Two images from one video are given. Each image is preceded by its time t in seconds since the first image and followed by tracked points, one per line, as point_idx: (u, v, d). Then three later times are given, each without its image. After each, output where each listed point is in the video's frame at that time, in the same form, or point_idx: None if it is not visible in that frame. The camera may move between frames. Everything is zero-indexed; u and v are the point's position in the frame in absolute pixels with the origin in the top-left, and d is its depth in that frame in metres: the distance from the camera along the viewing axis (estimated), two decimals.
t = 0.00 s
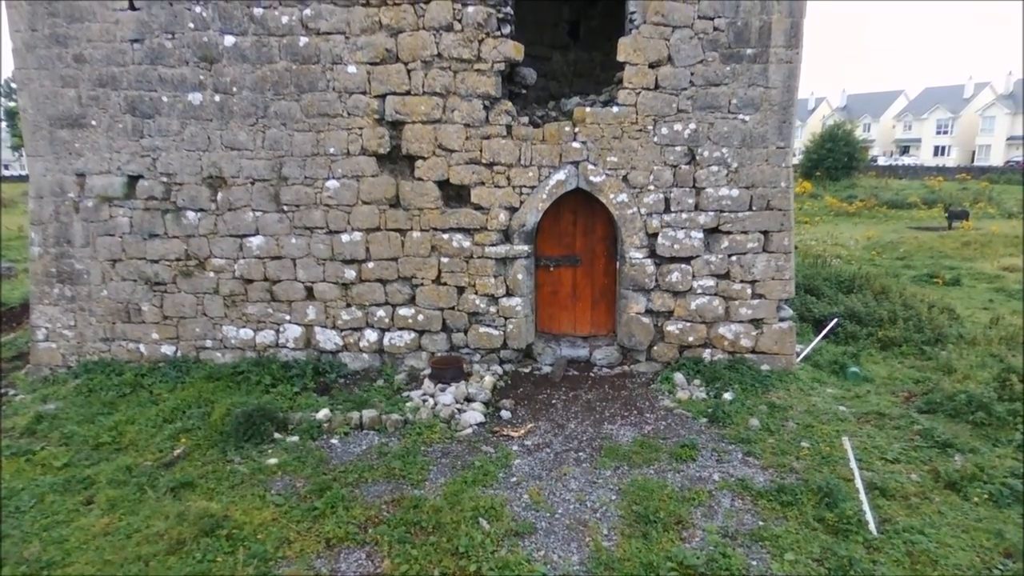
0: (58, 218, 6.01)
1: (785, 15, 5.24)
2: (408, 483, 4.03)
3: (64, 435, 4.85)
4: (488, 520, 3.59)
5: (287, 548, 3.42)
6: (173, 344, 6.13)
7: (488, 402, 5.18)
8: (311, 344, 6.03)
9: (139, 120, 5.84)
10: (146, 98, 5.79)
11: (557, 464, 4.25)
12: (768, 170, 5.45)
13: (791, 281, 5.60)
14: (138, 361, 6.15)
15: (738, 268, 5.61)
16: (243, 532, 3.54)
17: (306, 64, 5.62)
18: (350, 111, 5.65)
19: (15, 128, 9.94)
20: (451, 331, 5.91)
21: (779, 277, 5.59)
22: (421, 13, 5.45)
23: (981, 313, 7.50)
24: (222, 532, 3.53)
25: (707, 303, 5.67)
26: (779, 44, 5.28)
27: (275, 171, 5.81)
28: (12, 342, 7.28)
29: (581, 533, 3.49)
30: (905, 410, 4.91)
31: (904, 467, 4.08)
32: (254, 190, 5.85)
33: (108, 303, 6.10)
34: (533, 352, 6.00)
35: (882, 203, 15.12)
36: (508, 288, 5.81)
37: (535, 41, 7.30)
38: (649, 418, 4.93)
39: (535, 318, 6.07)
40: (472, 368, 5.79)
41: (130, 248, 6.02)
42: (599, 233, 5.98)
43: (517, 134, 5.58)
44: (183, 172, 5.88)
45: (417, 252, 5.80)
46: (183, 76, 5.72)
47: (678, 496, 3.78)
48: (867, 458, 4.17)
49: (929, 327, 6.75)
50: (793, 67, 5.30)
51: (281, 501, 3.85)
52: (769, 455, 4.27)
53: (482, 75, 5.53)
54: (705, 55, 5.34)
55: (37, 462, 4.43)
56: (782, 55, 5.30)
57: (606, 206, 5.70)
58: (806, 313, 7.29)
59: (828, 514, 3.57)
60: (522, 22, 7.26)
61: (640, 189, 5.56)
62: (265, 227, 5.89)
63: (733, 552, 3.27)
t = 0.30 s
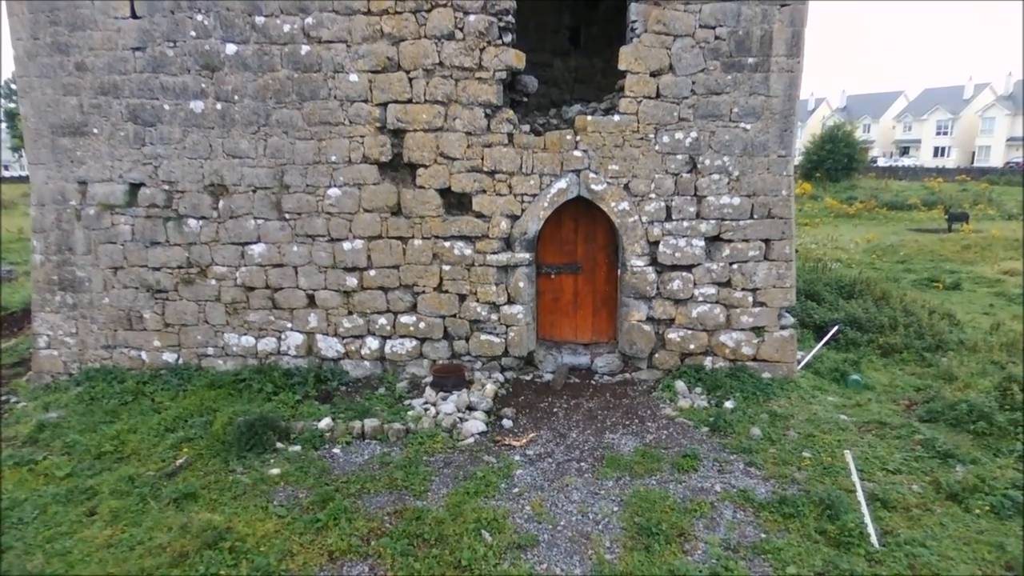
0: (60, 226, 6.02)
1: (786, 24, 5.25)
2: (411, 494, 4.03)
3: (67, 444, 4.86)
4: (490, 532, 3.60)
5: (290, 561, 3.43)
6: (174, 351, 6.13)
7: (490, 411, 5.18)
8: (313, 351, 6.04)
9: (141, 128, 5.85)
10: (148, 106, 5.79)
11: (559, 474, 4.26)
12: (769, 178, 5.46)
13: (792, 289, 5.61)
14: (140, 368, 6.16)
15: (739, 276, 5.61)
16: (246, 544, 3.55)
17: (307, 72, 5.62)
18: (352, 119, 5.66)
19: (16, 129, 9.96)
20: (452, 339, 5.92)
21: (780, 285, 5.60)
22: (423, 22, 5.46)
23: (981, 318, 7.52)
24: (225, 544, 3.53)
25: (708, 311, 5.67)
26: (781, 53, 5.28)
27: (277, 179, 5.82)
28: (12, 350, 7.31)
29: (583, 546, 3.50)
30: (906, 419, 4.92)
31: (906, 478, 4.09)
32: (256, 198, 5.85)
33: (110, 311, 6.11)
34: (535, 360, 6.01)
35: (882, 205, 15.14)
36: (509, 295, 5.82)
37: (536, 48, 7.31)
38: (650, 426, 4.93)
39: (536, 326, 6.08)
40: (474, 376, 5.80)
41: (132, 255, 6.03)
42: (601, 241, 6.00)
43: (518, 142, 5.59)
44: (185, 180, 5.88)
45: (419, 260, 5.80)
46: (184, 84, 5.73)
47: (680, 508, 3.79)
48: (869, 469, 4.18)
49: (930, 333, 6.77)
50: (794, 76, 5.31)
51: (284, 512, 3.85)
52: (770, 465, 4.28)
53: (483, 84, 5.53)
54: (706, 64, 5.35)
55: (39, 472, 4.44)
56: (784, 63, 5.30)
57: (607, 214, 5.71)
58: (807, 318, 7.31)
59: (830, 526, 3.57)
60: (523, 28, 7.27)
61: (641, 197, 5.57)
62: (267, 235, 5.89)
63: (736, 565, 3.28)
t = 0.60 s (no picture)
0: (63, 235, 6.03)
1: (788, 35, 5.25)
2: (414, 507, 4.04)
3: (70, 454, 4.87)
4: (494, 547, 3.60)
5: None
6: (177, 360, 6.14)
7: (492, 422, 5.19)
8: (315, 360, 6.04)
9: (143, 137, 5.85)
10: (150, 116, 5.80)
11: (562, 486, 4.26)
12: (771, 189, 5.47)
13: (794, 298, 5.62)
14: (142, 376, 6.17)
15: (741, 285, 5.62)
16: (250, 559, 3.55)
17: (310, 82, 5.63)
18: (354, 129, 5.67)
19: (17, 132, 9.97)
20: (455, 348, 5.92)
21: (782, 295, 5.60)
22: (425, 32, 5.46)
23: (982, 325, 7.53)
24: (229, 559, 3.54)
25: (710, 320, 5.68)
26: (783, 63, 5.29)
27: (280, 188, 5.82)
28: (14, 357, 7.32)
29: (587, 561, 3.50)
30: (908, 430, 4.93)
31: (908, 491, 4.09)
32: (258, 208, 5.85)
33: (113, 319, 6.12)
34: (536, 369, 6.02)
35: (882, 207, 15.15)
36: (511, 305, 5.82)
37: (538, 55, 7.32)
38: (653, 437, 4.93)
39: (538, 335, 6.09)
40: (476, 386, 5.80)
41: (134, 264, 6.03)
42: (602, 250, 6.00)
43: (521, 152, 5.59)
44: (187, 189, 5.89)
45: (421, 269, 5.81)
46: (187, 94, 5.73)
47: (684, 521, 3.80)
48: (871, 481, 4.18)
49: (931, 341, 6.79)
50: (796, 86, 5.31)
51: (287, 526, 3.86)
52: (773, 478, 4.28)
53: (485, 94, 5.54)
54: (708, 74, 5.35)
55: (43, 484, 4.44)
56: (786, 74, 5.31)
57: (609, 223, 5.72)
58: (808, 326, 7.32)
59: (833, 541, 3.58)
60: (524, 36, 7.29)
61: (643, 207, 5.58)
62: (269, 244, 5.90)
63: None
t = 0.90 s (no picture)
0: (65, 244, 6.04)
1: (790, 45, 5.26)
2: (417, 520, 4.04)
3: (73, 465, 4.88)
4: (497, 562, 3.61)
5: None
6: (179, 369, 6.15)
7: (494, 432, 5.19)
8: (317, 369, 6.05)
9: (146, 147, 5.86)
10: (153, 125, 5.81)
11: (564, 499, 4.27)
12: (773, 199, 5.48)
13: (796, 308, 5.62)
14: (144, 385, 6.18)
15: (743, 295, 5.62)
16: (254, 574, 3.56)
17: (312, 92, 5.63)
18: (357, 139, 5.67)
19: (19, 134, 9.94)
20: (457, 357, 5.93)
21: (784, 304, 5.61)
22: (428, 42, 5.47)
23: (984, 331, 7.54)
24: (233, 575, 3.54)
25: (712, 330, 5.69)
26: (785, 74, 5.29)
27: (282, 198, 5.83)
28: (16, 364, 7.33)
29: None
30: (910, 440, 4.94)
31: (910, 504, 4.10)
32: (260, 217, 5.86)
33: (115, 328, 6.12)
34: (539, 378, 6.03)
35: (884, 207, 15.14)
36: (513, 314, 5.83)
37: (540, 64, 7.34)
38: (655, 448, 4.94)
39: (540, 343, 6.11)
40: (478, 395, 5.81)
41: (137, 273, 6.04)
42: (604, 258, 6.02)
43: (523, 162, 5.60)
44: (190, 199, 5.90)
45: (423, 279, 5.82)
46: (189, 104, 5.74)
47: (687, 535, 3.81)
48: (874, 494, 4.19)
49: (932, 349, 6.81)
50: (798, 97, 5.32)
51: (291, 540, 3.87)
52: (775, 490, 4.29)
53: (487, 103, 5.54)
54: (710, 85, 5.36)
55: (46, 496, 4.45)
56: (788, 84, 5.31)
57: (611, 233, 5.73)
58: (809, 333, 7.34)
59: (835, 556, 3.59)
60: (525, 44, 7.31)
61: (645, 217, 5.58)
62: (271, 253, 5.91)
63: None
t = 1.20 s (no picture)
0: (68, 252, 6.05)
1: (792, 56, 5.26)
2: (420, 533, 4.05)
3: (76, 475, 4.89)
4: None
5: None
6: (181, 377, 6.15)
7: (497, 442, 5.20)
8: (319, 377, 6.06)
9: (148, 156, 5.86)
10: (155, 134, 5.81)
11: (567, 511, 4.27)
12: (775, 208, 5.48)
13: (798, 317, 5.63)
14: (147, 394, 6.18)
15: (745, 304, 5.63)
16: None
17: (314, 102, 5.64)
18: (359, 148, 5.68)
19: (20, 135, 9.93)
20: (459, 366, 5.94)
21: (785, 314, 5.62)
22: (430, 52, 5.48)
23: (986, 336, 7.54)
24: None
25: (714, 339, 5.69)
26: (787, 84, 5.30)
27: (284, 207, 5.83)
28: (18, 370, 7.34)
29: None
30: (912, 451, 4.95)
31: (913, 516, 4.11)
32: (262, 226, 5.86)
33: (117, 337, 6.13)
34: (541, 387, 6.03)
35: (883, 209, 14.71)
36: (516, 323, 5.84)
37: (541, 71, 7.36)
38: (657, 458, 4.94)
39: (542, 352, 6.12)
40: (480, 404, 5.82)
41: (139, 282, 6.05)
42: (606, 267, 6.03)
43: (525, 171, 5.61)
44: (192, 208, 5.90)
45: (426, 288, 5.82)
46: (192, 113, 5.75)
47: (690, 549, 3.81)
48: (876, 506, 4.20)
49: (934, 355, 6.83)
50: (800, 107, 5.33)
51: (294, 553, 3.87)
52: (778, 502, 4.29)
53: (490, 113, 5.55)
54: (712, 95, 5.36)
55: (50, 507, 4.46)
56: (790, 94, 5.32)
57: (613, 242, 5.74)
58: (811, 340, 7.36)
59: (838, 570, 3.60)
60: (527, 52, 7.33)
61: (647, 226, 5.59)
62: (274, 262, 5.91)
63: None
